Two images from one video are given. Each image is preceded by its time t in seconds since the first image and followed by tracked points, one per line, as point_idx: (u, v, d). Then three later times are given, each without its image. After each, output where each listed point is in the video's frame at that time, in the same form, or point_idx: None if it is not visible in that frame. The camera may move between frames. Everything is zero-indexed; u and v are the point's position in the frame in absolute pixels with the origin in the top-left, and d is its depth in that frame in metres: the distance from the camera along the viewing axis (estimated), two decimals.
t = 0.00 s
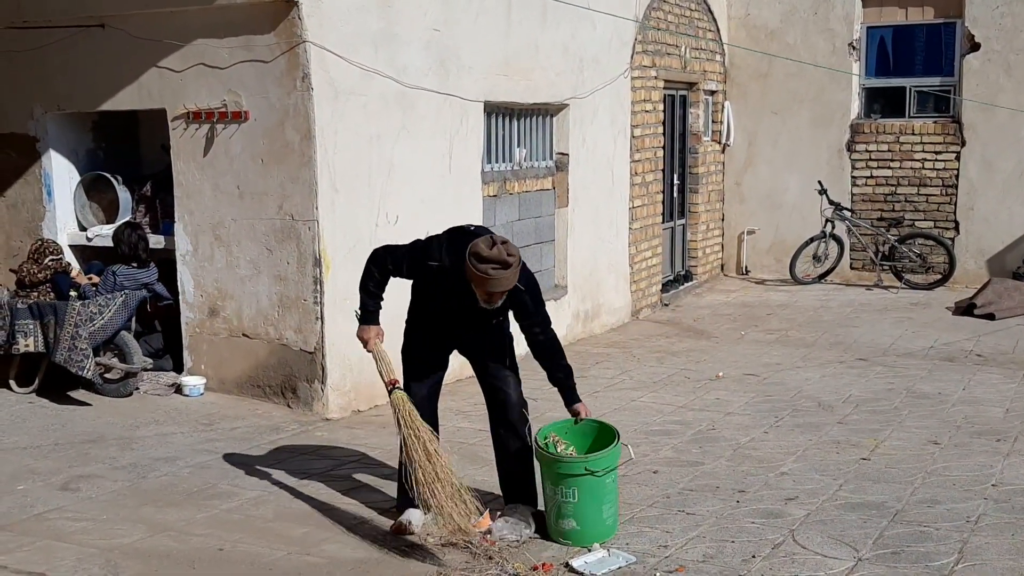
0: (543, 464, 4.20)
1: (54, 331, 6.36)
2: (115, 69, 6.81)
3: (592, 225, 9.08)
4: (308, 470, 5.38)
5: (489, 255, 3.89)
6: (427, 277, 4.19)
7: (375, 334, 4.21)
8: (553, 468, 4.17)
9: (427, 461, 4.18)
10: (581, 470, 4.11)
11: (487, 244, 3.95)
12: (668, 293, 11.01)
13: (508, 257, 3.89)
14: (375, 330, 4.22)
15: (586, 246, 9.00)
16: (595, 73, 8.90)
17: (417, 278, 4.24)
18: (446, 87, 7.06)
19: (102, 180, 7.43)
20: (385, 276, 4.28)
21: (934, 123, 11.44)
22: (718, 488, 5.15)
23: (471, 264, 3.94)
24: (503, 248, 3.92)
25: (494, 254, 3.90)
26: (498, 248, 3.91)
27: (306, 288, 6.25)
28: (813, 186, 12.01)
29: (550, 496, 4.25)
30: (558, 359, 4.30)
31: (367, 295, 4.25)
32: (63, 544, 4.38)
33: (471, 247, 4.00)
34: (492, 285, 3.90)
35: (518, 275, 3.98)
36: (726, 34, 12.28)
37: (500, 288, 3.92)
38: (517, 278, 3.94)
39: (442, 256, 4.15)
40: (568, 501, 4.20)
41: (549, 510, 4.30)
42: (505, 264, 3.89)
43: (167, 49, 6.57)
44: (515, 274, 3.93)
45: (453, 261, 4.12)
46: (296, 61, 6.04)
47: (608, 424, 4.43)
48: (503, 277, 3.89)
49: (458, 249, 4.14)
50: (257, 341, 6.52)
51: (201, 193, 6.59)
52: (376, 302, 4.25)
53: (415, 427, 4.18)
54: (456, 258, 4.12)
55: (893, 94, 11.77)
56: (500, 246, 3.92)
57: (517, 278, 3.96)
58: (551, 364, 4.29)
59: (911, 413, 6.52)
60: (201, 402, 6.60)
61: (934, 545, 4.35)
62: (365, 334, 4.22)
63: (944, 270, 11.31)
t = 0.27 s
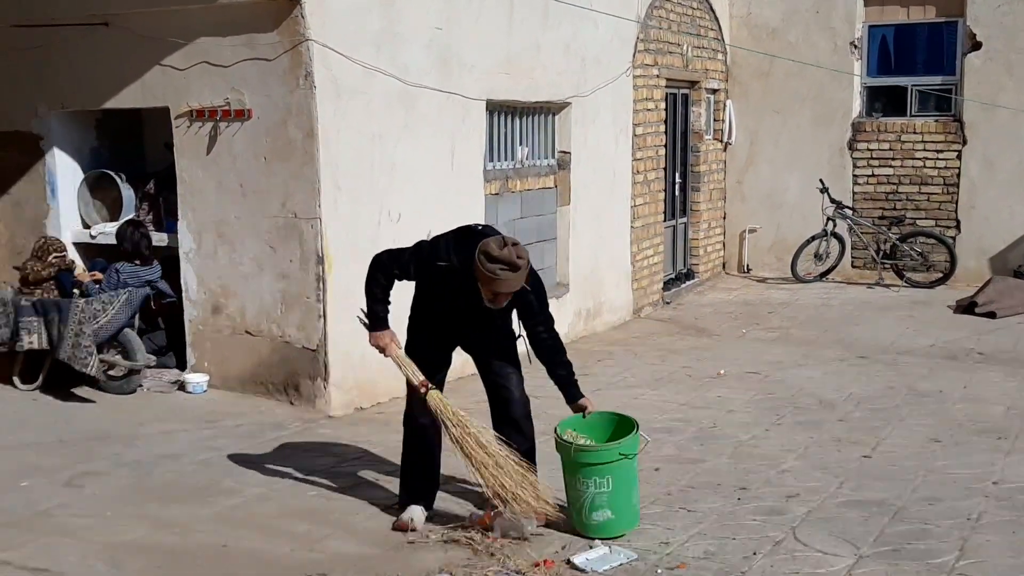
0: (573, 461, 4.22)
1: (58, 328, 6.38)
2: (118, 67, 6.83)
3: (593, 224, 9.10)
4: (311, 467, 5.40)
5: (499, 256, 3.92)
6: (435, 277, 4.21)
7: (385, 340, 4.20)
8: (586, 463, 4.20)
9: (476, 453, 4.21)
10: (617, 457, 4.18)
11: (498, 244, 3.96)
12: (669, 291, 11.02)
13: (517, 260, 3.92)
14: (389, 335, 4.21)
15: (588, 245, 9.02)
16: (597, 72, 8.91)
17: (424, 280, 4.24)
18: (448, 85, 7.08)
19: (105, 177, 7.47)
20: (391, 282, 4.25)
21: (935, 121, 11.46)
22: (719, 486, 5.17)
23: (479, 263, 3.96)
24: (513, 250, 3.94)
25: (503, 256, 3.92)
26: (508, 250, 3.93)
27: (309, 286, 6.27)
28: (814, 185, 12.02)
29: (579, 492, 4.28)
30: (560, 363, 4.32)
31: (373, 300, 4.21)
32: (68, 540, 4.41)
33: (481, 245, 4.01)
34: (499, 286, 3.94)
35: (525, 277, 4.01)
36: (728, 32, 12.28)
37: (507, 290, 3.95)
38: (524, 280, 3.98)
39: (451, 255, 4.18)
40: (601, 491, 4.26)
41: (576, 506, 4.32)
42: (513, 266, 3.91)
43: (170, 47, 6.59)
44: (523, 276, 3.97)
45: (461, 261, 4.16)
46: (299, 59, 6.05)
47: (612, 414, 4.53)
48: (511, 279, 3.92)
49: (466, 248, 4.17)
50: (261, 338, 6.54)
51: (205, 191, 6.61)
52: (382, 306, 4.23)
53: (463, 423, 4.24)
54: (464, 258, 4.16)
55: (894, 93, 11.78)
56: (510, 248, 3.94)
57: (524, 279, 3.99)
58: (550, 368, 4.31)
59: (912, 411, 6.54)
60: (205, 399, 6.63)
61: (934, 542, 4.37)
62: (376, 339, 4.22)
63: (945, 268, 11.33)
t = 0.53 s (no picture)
0: (604, 464, 4.19)
1: (59, 326, 6.39)
2: (119, 65, 6.82)
3: (596, 222, 9.08)
4: (312, 466, 5.39)
5: (495, 267, 3.89)
6: (436, 288, 4.17)
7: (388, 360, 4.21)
8: (617, 463, 4.19)
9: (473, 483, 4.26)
10: (647, 454, 4.22)
11: (494, 255, 3.94)
12: (672, 289, 11.00)
13: (512, 271, 3.89)
14: (394, 356, 4.23)
15: (590, 243, 9.00)
16: (599, 69, 8.89)
17: (425, 291, 4.20)
18: (449, 82, 7.06)
19: (106, 175, 7.47)
20: (393, 299, 4.21)
21: (938, 119, 11.42)
22: (721, 484, 5.15)
23: (475, 273, 3.94)
24: (509, 261, 3.92)
25: (499, 266, 3.89)
26: (504, 261, 3.91)
27: (310, 285, 6.25)
28: (817, 182, 12.00)
29: (607, 493, 4.26)
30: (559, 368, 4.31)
31: (379, 322, 4.18)
32: (68, 539, 4.40)
33: (477, 255, 3.99)
34: (495, 297, 3.91)
35: (521, 287, 3.98)
36: (731, 29, 12.25)
37: (501, 300, 3.93)
38: (519, 291, 3.95)
39: (449, 264, 4.14)
40: (630, 489, 4.27)
41: (603, 508, 4.30)
42: (508, 277, 3.88)
43: (171, 45, 6.58)
44: (517, 287, 3.94)
45: (460, 270, 4.12)
46: (301, 57, 6.03)
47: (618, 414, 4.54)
48: (505, 290, 3.89)
49: (465, 257, 4.13)
50: (262, 336, 6.53)
51: (206, 189, 6.59)
52: (384, 325, 4.19)
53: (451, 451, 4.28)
54: (463, 266, 4.12)
55: (898, 91, 11.75)
56: (506, 259, 3.91)
57: (519, 291, 3.96)
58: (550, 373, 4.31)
59: (915, 410, 6.52)
60: (206, 397, 6.61)
61: (938, 541, 4.35)
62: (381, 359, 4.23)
63: (949, 266, 11.30)
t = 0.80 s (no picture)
0: (604, 460, 4.18)
1: (60, 324, 6.38)
2: (120, 63, 6.82)
3: (597, 220, 9.08)
4: (313, 463, 5.39)
5: (492, 261, 3.89)
6: (432, 282, 4.18)
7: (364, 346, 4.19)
8: (619, 459, 4.19)
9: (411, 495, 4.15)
10: (647, 448, 4.24)
11: (491, 250, 3.94)
12: (673, 287, 11.00)
13: (510, 267, 3.88)
14: (363, 343, 4.20)
15: (591, 241, 9.00)
16: (600, 67, 8.89)
17: (422, 284, 4.22)
18: (451, 80, 7.06)
19: (107, 172, 7.44)
20: (386, 285, 4.23)
21: (939, 117, 11.42)
22: (722, 482, 5.15)
23: (473, 268, 3.94)
24: (507, 256, 3.91)
25: (496, 261, 3.89)
26: (502, 256, 3.90)
27: (311, 283, 6.26)
28: (818, 180, 11.99)
29: (607, 491, 4.25)
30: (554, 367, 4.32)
31: (364, 304, 4.19)
32: (69, 536, 4.40)
33: (476, 249, 3.99)
34: (491, 292, 3.91)
35: (519, 284, 3.97)
36: (732, 27, 12.24)
37: (499, 296, 3.92)
38: (516, 288, 3.95)
39: (447, 259, 4.15)
40: (629, 485, 4.28)
41: (603, 506, 4.28)
42: (505, 273, 3.88)
43: (172, 43, 6.58)
44: (515, 283, 3.93)
45: (458, 265, 4.12)
46: (302, 55, 6.03)
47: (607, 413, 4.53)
48: (502, 285, 3.89)
49: (463, 252, 4.14)
50: (262, 334, 6.54)
51: (207, 187, 6.60)
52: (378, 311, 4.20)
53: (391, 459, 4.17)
54: (461, 262, 4.12)
55: (899, 89, 11.74)
56: (504, 254, 3.91)
57: (516, 286, 3.96)
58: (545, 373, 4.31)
59: (916, 407, 6.53)
60: (207, 395, 6.62)
61: (938, 539, 4.35)
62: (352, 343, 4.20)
63: (950, 264, 11.30)
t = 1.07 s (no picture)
0: (607, 462, 4.09)
1: (61, 322, 6.38)
2: (121, 61, 6.82)
3: (598, 217, 9.08)
4: (315, 461, 5.40)
5: (491, 256, 3.88)
6: (432, 276, 4.19)
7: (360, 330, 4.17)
8: (623, 462, 4.10)
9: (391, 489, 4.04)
10: (653, 454, 4.13)
11: (490, 245, 3.93)
12: (675, 284, 11.00)
13: (508, 262, 3.87)
14: (362, 326, 4.18)
15: (592, 239, 9.00)
16: (601, 66, 8.89)
17: (422, 276, 4.23)
18: (452, 78, 7.06)
19: (109, 171, 7.47)
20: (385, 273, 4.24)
21: (941, 115, 11.40)
22: (723, 480, 5.15)
23: (472, 263, 3.93)
24: (505, 251, 3.91)
25: (494, 256, 3.89)
26: (500, 250, 3.90)
27: (313, 281, 6.26)
28: (819, 178, 11.99)
29: (609, 495, 4.15)
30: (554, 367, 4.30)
31: (361, 288, 4.19)
32: (70, 534, 4.41)
33: (475, 244, 3.99)
34: (490, 287, 3.90)
35: (518, 280, 3.96)
36: (734, 25, 12.22)
37: (497, 291, 3.91)
38: (515, 284, 3.93)
39: (446, 255, 4.15)
40: (633, 491, 4.17)
41: (604, 510, 4.18)
42: (503, 267, 3.87)
43: (174, 41, 6.58)
44: (514, 279, 3.92)
45: (457, 261, 4.12)
46: (303, 53, 6.03)
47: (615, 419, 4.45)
48: (501, 280, 3.88)
49: (462, 249, 4.14)
50: (264, 332, 6.54)
51: (208, 185, 6.60)
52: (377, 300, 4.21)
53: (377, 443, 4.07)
54: (460, 259, 4.12)
55: (900, 86, 11.73)
56: (503, 250, 3.90)
57: (515, 282, 3.94)
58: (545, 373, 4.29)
59: (917, 405, 6.52)
60: (208, 393, 6.62)
61: (940, 537, 4.35)
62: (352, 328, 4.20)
63: (952, 262, 11.29)
